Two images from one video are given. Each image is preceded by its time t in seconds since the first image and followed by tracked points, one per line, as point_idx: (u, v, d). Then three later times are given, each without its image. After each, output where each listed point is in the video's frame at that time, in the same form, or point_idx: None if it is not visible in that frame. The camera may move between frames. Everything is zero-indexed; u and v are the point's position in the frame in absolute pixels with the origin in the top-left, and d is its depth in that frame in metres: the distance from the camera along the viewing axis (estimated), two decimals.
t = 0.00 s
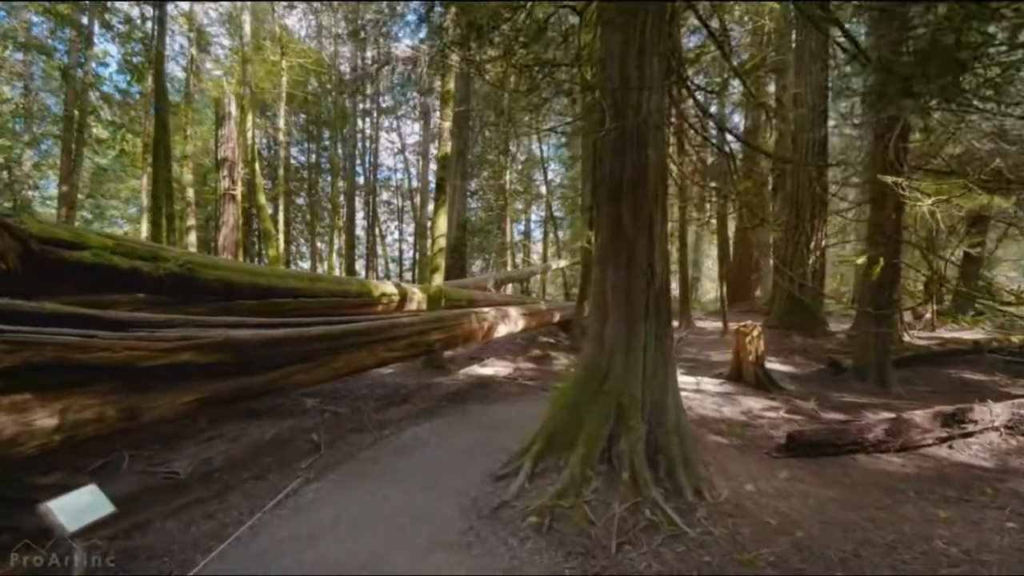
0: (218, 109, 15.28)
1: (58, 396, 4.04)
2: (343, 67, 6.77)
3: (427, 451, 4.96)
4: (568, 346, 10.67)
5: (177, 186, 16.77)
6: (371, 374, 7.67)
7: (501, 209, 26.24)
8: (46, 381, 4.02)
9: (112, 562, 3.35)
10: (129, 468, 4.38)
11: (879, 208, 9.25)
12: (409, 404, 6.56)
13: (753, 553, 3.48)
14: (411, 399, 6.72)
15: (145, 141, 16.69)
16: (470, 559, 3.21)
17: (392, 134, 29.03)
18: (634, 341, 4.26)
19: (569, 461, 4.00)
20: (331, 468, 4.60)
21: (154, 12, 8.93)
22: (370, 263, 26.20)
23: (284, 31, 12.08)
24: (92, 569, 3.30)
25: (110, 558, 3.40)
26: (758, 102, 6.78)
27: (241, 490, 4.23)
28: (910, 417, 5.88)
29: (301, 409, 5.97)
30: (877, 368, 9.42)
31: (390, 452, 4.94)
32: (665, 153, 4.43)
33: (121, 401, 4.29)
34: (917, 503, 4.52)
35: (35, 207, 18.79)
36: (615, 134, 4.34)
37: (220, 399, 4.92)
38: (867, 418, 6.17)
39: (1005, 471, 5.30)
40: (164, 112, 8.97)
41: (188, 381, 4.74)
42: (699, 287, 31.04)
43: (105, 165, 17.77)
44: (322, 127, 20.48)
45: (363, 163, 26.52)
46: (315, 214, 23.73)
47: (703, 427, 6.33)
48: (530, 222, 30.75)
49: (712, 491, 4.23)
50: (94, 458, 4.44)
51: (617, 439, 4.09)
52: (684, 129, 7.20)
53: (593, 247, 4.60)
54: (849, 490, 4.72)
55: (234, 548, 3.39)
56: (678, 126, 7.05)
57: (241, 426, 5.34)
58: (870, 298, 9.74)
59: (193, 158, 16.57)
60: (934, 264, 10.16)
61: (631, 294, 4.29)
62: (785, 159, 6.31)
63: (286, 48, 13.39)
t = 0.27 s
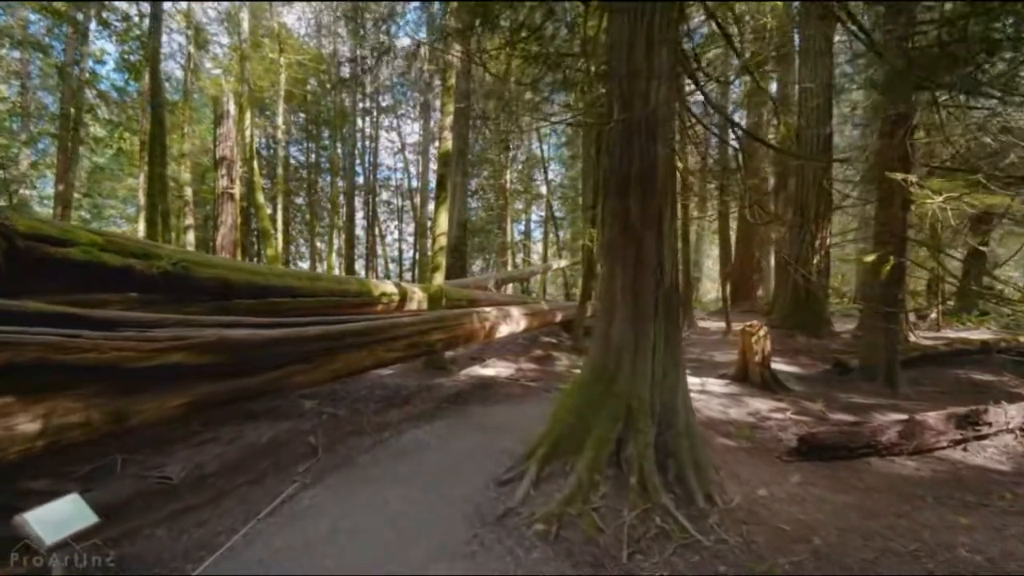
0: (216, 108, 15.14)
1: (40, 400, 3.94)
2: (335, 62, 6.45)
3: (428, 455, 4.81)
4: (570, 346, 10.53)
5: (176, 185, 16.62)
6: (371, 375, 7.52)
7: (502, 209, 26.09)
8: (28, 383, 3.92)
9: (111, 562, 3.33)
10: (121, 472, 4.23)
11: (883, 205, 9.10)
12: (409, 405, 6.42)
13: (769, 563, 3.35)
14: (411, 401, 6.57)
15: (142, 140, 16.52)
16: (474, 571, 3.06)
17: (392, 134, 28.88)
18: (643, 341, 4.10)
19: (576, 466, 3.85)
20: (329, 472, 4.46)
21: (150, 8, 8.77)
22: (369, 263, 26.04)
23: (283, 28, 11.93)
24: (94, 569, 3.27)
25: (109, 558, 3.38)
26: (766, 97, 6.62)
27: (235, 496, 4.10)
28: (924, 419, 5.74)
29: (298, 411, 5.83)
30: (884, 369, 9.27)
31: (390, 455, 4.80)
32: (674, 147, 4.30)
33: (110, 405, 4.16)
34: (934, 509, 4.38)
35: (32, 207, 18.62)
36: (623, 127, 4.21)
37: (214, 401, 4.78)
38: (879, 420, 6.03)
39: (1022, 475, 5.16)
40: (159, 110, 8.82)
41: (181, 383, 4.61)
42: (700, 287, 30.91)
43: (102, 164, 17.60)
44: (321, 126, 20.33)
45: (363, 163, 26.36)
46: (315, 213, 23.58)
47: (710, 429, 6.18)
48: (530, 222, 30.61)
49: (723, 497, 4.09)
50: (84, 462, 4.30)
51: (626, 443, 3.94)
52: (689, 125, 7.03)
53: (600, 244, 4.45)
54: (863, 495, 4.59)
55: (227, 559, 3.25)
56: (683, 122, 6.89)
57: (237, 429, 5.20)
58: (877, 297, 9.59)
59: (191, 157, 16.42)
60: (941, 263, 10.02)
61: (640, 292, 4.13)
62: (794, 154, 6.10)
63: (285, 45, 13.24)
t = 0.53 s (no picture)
0: (215, 107, 14.98)
1: (21, 404, 3.68)
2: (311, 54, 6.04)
3: (429, 459, 4.66)
4: (573, 346, 10.37)
5: (173, 184, 16.46)
6: (370, 377, 7.36)
7: (502, 208, 25.93)
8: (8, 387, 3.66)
9: (111, 562, 3.28)
10: (111, 477, 4.07)
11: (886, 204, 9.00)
12: (410, 407, 6.26)
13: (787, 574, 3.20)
14: (412, 403, 6.41)
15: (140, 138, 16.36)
16: None
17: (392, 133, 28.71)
18: (653, 342, 3.96)
19: (584, 472, 3.70)
20: (327, 478, 4.31)
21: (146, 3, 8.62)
22: (369, 263, 25.86)
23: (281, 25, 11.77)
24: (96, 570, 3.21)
25: (108, 559, 3.32)
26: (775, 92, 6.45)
27: (229, 503, 3.94)
28: (938, 421, 5.59)
29: (296, 413, 5.67)
30: (893, 370, 9.10)
31: (389, 460, 4.65)
32: (684, 141, 4.16)
33: (99, 407, 4.00)
34: (954, 515, 4.23)
35: (28, 206, 18.41)
36: (631, 120, 4.08)
37: (208, 404, 4.63)
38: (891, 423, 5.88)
39: None
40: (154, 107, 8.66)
41: (174, 385, 4.46)
42: (702, 287, 30.74)
43: (99, 162, 17.41)
44: (321, 125, 20.18)
45: (362, 163, 26.20)
46: (314, 213, 23.39)
47: (718, 431, 6.03)
48: (531, 222, 30.44)
49: (735, 503, 3.93)
50: (72, 467, 4.14)
51: (635, 448, 3.79)
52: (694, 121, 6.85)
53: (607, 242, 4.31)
54: (880, 500, 4.44)
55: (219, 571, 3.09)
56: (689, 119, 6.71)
57: (233, 432, 5.05)
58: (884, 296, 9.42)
59: (188, 155, 16.26)
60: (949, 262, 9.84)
61: (650, 291, 3.98)
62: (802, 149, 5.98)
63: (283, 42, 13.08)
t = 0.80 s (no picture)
0: (214, 105, 14.87)
1: (8, 407, 3.58)
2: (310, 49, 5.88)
3: (431, 463, 4.52)
4: (575, 347, 10.25)
5: (172, 184, 16.34)
6: (370, 378, 7.24)
7: (502, 208, 25.78)
8: None
9: (111, 563, 3.24)
10: (103, 482, 3.95)
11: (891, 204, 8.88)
12: (411, 409, 6.13)
13: None
14: (413, 405, 6.28)
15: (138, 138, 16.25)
16: None
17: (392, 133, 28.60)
18: (662, 342, 3.83)
19: (592, 478, 3.57)
20: (326, 483, 4.18)
21: None
22: (369, 264, 25.71)
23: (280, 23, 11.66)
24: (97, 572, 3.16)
25: (109, 559, 3.28)
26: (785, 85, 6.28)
27: (224, 509, 3.82)
28: (952, 424, 5.46)
29: (294, 415, 5.54)
30: (900, 371, 8.97)
31: (390, 464, 4.52)
32: (694, 136, 4.03)
33: (89, 410, 3.88)
34: (972, 522, 4.10)
35: (26, 206, 18.32)
36: (639, 114, 3.96)
37: (204, 406, 4.51)
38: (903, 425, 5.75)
39: None
40: (150, 104, 8.52)
41: (168, 387, 4.33)
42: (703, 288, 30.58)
43: (98, 162, 17.31)
44: (320, 124, 20.07)
45: (362, 163, 26.08)
46: (313, 214, 23.28)
47: (725, 434, 5.91)
48: (531, 222, 30.31)
49: (748, 509, 3.80)
50: (63, 471, 4.02)
51: (645, 452, 3.66)
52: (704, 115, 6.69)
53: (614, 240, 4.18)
54: (895, 505, 4.31)
55: None
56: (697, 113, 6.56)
57: (229, 435, 4.92)
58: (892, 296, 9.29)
59: (187, 155, 16.14)
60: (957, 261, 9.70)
61: (660, 289, 3.86)
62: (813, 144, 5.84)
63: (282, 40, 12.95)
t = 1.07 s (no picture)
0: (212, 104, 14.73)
1: None
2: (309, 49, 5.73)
3: (432, 468, 4.38)
4: (578, 348, 10.10)
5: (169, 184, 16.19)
6: (370, 380, 7.09)
7: (503, 209, 25.62)
8: None
9: (111, 563, 3.20)
10: (92, 489, 3.82)
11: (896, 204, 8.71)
12: (410, 412, 5.97)
13: None
14: (412, 408, 6.12)
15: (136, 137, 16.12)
16: None
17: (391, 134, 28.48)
18: (673, 344, 3.68)
19: (602, 485, 3.43)
20: (324, 489, 4.04)
21: None
22: (368, 264, 25.56)
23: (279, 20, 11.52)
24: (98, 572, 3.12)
25: (109, 559, 3.24)
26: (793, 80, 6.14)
27: (217, 518, 3.68)
28: (967, 427, 5.31)
29: (291, 419, 5.39)
30: (908, 373, 8.83)
31: (390, 469, 4.37)
32: (706, 129, 3.89)
33: (77, 414, 3.74)
34: (994, 530, 3.96)
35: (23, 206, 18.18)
36: (648, 108, 3.83)
37: (198, 410, 4.36)
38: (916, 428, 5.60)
39: None
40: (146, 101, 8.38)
41: (159, 390, 4.19)
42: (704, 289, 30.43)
43: (95, 161, 17.18)
44: (319, 124, 19.93)
45: (362, 163, 25.95)
46: (313, 214, 23.14)
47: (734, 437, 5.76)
48: (531, 223, 30.17)
49: (763, 517, 3.65)
50: (51, 477, 3.89)
51: (655, 457, 3.52)
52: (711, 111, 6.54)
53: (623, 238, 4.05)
54: (912, 512, 4.17)
55: None
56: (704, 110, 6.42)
57: (225, 440, 4.78)
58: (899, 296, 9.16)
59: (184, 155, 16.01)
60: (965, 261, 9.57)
61: (671, 289, 3.71)
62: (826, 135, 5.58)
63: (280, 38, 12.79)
